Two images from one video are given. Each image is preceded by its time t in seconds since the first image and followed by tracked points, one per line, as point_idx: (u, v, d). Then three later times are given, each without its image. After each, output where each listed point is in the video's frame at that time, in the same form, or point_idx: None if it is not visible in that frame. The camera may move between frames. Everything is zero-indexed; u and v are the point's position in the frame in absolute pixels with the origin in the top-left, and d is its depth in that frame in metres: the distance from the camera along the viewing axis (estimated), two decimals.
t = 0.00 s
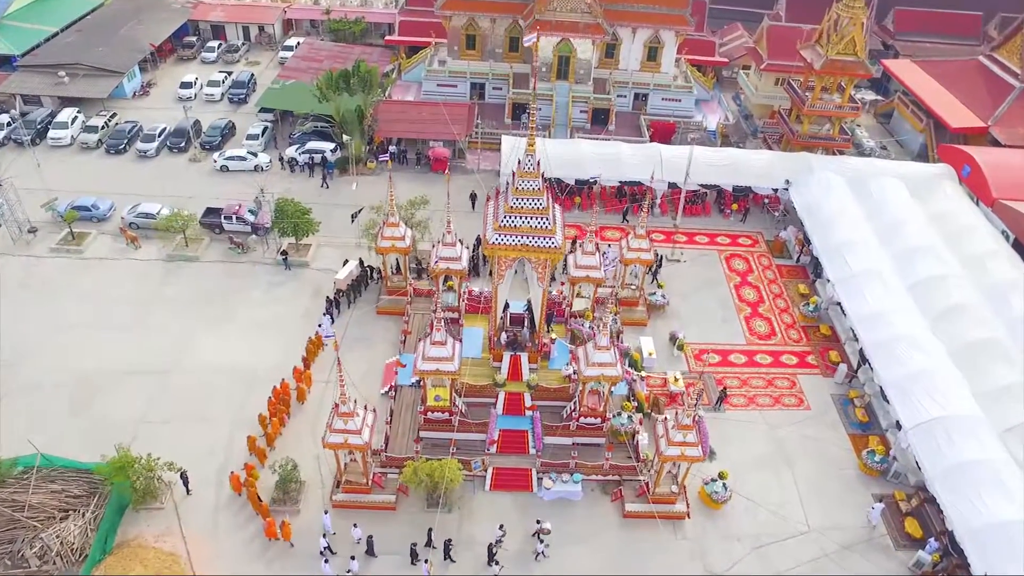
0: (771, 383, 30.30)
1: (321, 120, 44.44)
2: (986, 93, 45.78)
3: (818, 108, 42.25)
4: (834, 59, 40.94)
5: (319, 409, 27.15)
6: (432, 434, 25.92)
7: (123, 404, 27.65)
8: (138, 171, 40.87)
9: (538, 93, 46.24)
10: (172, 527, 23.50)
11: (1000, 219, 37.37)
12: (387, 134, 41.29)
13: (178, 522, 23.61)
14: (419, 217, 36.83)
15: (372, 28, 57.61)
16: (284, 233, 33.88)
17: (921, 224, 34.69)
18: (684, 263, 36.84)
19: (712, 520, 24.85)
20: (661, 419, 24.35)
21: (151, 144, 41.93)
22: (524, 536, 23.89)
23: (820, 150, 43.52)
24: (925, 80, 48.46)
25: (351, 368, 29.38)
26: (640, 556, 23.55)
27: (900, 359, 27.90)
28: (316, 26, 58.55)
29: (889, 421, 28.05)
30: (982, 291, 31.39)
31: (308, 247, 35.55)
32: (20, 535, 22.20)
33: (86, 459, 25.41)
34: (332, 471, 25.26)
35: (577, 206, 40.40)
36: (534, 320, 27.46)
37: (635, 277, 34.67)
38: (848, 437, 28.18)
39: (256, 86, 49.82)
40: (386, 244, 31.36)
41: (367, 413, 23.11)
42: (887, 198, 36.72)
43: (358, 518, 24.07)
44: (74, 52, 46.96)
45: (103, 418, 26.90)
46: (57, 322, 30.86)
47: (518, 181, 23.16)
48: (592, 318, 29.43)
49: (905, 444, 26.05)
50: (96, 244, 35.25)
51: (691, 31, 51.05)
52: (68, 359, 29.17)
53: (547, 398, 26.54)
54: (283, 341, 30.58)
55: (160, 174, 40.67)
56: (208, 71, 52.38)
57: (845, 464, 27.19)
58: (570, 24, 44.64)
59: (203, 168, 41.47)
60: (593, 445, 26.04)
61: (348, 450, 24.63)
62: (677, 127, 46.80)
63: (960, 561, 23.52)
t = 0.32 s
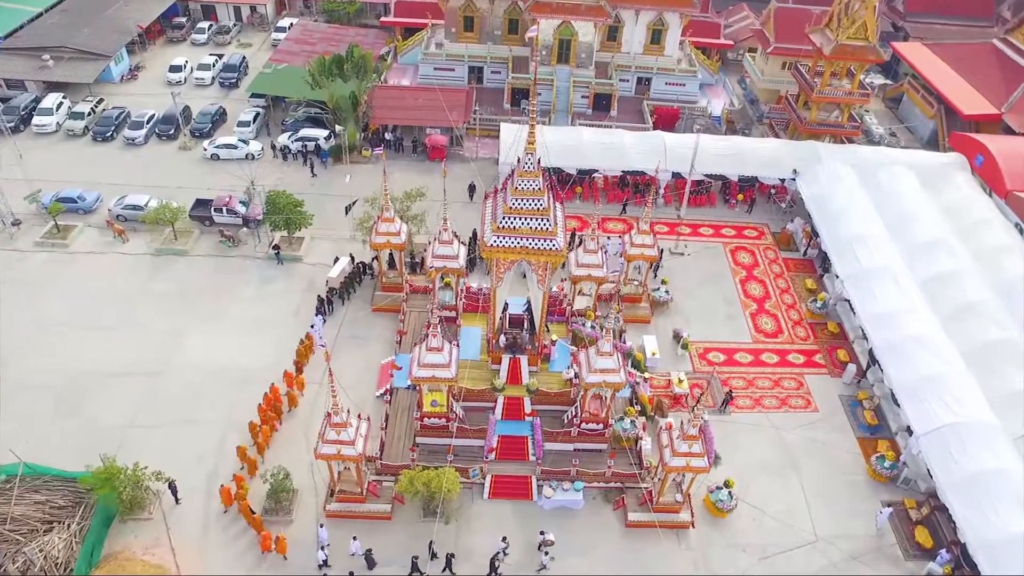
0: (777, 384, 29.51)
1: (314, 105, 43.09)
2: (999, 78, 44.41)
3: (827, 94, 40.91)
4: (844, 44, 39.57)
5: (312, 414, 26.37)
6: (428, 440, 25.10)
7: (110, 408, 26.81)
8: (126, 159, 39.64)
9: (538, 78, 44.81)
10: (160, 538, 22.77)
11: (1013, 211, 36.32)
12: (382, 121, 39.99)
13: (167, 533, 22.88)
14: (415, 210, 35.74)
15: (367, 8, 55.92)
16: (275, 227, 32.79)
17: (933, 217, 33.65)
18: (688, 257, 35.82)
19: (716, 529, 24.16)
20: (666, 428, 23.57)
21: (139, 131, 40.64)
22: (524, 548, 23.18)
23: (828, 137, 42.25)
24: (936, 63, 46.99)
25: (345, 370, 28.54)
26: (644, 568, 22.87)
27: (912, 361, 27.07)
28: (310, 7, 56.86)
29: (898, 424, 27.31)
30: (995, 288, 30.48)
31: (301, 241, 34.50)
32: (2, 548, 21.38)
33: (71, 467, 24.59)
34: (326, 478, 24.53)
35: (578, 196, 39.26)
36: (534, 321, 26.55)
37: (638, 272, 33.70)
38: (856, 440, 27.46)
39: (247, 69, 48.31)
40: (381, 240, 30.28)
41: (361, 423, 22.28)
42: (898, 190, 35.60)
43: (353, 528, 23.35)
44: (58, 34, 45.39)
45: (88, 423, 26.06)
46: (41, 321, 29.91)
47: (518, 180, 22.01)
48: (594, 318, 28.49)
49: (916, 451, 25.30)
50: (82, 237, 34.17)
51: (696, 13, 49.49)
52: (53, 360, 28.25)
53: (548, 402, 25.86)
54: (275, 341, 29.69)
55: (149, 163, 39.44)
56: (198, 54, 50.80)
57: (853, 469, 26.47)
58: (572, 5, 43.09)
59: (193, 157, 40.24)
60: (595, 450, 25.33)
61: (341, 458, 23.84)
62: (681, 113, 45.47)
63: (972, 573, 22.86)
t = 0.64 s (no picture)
0: (784, 387, 28.67)
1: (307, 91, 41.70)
2: (1014, 64, 42.98)
3: (837, 82, 39.57)
4: (855, 29, 38.17)
5: (305, 421, 25.60)
6: (426, 449, 24.44)
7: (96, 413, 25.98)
8: (113, 149, 38.40)
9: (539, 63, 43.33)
10: (148, 553, 22.03)
11: None
12: (377, 109, 38.72)
13: (155, 548, 22.13)
14: (411, 204, 34.59)
15: None
16: (267, 222, 31.74)
17: (946, 212, 32.50)
18: (693, 252, 34.74)
19: (722, 541, 23.45)
20: (672, 439, 22.70)
21: (127, 119, 39.34)
22: (526, 564, 22.38)
23: (837, 126, 40.92)
24: (949, 48, 45.47)
25: (339, 373, 27.61)
26: None
27: (925, 366, 26.18)
28: None
29: (909, 430, 26.55)
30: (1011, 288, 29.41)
31: (293, 235, 33.44)
32: None
33: (55, 477, 23.80)
34: (320, 489, 23.73)
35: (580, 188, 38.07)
36: (534, 324, 25.47)
37: (642, 269, 32.68)
38: (866, 447, 26.74)
39: (239, 53, 46.77)
40: (376, 237, 29.22)
41: (354, 436, 21.42)
42: (910, 182, 34.41)
43: (348, 542, 22.63)
44: (42, 17, 43.80)
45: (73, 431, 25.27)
46: (25, 322, 28.97)
47: (517, 182, 20.68)
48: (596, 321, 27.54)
49: (929, 460, 24.52)
50: (67, 231, 33.08)
51: None
52: (37, 364, 27.37)
53: (548, 410, 25.00)
54: (267, 342, 28.79)
55: (137, 153, 38.21)
56: (187, 37, 49.21)
57: (863, 477, 25.74)
58: None
59: (183, 146, 38.98)
60: (598, 459, 24.57)
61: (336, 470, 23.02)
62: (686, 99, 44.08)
63: None
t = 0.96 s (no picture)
0: (791, 391, 27.97)
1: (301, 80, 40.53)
2: None
3: (847, 71, 38.32)
4: (867, 17, 36.83)
5: (300, 430, 24.95)
6: (423, 460, 23.73)
7: (85, 422, 25.27)
8: (100, 140, 37.24)
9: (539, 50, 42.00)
10: (138, 569, 21.44)
11: None
12: (372, 99, 37.56)
13: (145, 564, 21.54)
14: (408, 201, 33.61)
15: None
16: (259, 219, 30.80)
17: (959, 210, 31.62)
18: (698, 248, 33.84)
19: (728, 555, 22.88)
20: (677, 453, 22.00)
21: (115, 109, 38.13)
22: None
23: (846, 116, 39.73)
24: (962, 33, 44.04)
25: (333, 379, 26.93)
26: None
27: (937, 373, 25.51)
28: None
29: (919, 437, 25.92)
30: None
31: (287, 232, 32.48)
32: None
33: (43, 490, 23.16)
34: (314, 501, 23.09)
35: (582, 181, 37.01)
36: (534, 330, 24.78)
37: (646, 268, 31.83)
38: (874, 454, 26.12)
39: (230, 38, 45.41)
40: (371, 237, 28.14)
41: (348, 451, 20.71)
42: (921, 178, 33.55)
43: (343, 556, 21.99)
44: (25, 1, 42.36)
45: (62, 441, 24.60)
46: (12, 324, 28.15)
47: (517, 189, 19.69)
48: (599, 325, 26.66)
49: (940, 470, 23.89)
50: (53, 228, 32.10)
51: None
52: (24, 370, 26.61)
53: (548, 418, 24.30)
54: (260, 346, 28.08)
55: (125, 145, 37.10)
56: (177, 21, 47.76)
57: (872, 487, 25.14)
58: None
59: (173, 137, 37.86)
60: (600, 469, 23.89)
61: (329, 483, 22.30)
62: (691, 88, 42.86)
63: None
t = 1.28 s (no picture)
0: (800, 399, 27.18)
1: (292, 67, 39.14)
2: None
3: (859, 60, 36.94)
4: (881, 4, 35.38)
5: (292, 444, 24.21)
6: (420, 474, 22.94)
7: (71, 433, 24.44)
8: (86, 132, 35.99)
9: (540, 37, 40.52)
10: None
11: None
12: (367, 89, 36.20)
13: None
14: (403, 199, 32.55)
15: None
16: (250, 218, 29.70)
17: (974, 208, 30.52)
18: (704, 247, 32.81)
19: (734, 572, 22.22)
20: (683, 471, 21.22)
21: (100, 99, 36.81)
22: None
23: (857, 106, 38.38)
24: (977, 19, 42.56)
25: (327, 387, 26.10)
26: None
27: (952, 383, 24.64)
28: None
29: (931, 447, 25.18)
30: None
31: (279, 230, 31.43)
32: None
33: (27, 508, 22.42)
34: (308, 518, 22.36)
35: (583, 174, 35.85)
36: (535, 340, 23.85)
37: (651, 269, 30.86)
38: (885, 466, 25.38)
39: (220, 23, 43.86)
40: (365, 240, 27.03)
41: (342, 473, 19.98)
42: (936, 174, 32.41)
43: None
44: None
45: (47, 455, 23.79)
46: None
47: (517, 200, 18.59)
48: (603, 332, 25.72)
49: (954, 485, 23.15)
50: (37, 226, 31.02)
51: None
52: (7, 378, 25.74)
53: (550, 431, 23.49)
54: (252, 351, 27.18)
55: (112, 137, 35.86)
56: (166, 5, 46.15)
57: (882, 500, 24.41)
58: None
59: (161, 129, 36.61)
60: (603, 483, 23.15)
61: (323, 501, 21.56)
62: (696, 76, 41.50)
63: None
